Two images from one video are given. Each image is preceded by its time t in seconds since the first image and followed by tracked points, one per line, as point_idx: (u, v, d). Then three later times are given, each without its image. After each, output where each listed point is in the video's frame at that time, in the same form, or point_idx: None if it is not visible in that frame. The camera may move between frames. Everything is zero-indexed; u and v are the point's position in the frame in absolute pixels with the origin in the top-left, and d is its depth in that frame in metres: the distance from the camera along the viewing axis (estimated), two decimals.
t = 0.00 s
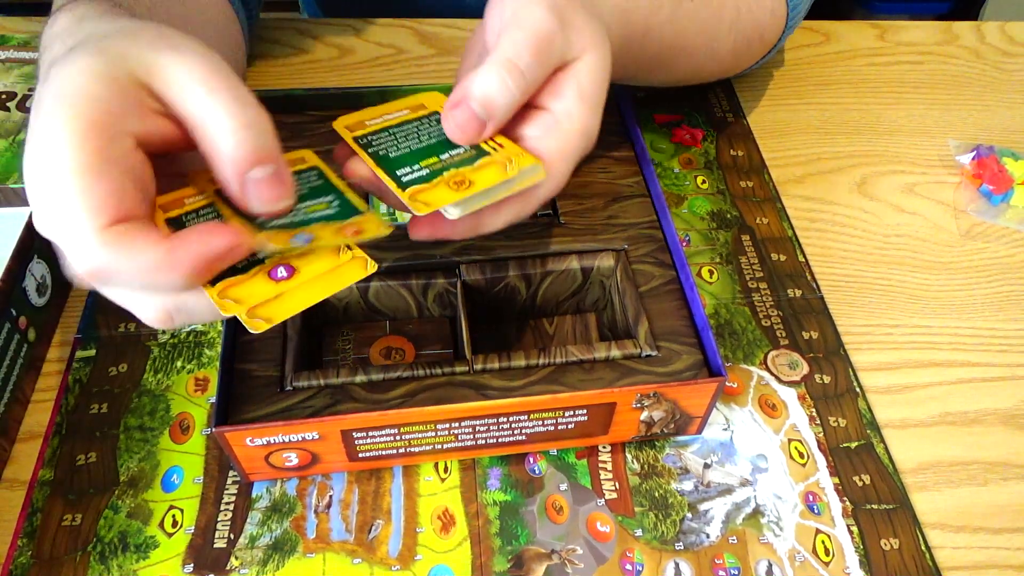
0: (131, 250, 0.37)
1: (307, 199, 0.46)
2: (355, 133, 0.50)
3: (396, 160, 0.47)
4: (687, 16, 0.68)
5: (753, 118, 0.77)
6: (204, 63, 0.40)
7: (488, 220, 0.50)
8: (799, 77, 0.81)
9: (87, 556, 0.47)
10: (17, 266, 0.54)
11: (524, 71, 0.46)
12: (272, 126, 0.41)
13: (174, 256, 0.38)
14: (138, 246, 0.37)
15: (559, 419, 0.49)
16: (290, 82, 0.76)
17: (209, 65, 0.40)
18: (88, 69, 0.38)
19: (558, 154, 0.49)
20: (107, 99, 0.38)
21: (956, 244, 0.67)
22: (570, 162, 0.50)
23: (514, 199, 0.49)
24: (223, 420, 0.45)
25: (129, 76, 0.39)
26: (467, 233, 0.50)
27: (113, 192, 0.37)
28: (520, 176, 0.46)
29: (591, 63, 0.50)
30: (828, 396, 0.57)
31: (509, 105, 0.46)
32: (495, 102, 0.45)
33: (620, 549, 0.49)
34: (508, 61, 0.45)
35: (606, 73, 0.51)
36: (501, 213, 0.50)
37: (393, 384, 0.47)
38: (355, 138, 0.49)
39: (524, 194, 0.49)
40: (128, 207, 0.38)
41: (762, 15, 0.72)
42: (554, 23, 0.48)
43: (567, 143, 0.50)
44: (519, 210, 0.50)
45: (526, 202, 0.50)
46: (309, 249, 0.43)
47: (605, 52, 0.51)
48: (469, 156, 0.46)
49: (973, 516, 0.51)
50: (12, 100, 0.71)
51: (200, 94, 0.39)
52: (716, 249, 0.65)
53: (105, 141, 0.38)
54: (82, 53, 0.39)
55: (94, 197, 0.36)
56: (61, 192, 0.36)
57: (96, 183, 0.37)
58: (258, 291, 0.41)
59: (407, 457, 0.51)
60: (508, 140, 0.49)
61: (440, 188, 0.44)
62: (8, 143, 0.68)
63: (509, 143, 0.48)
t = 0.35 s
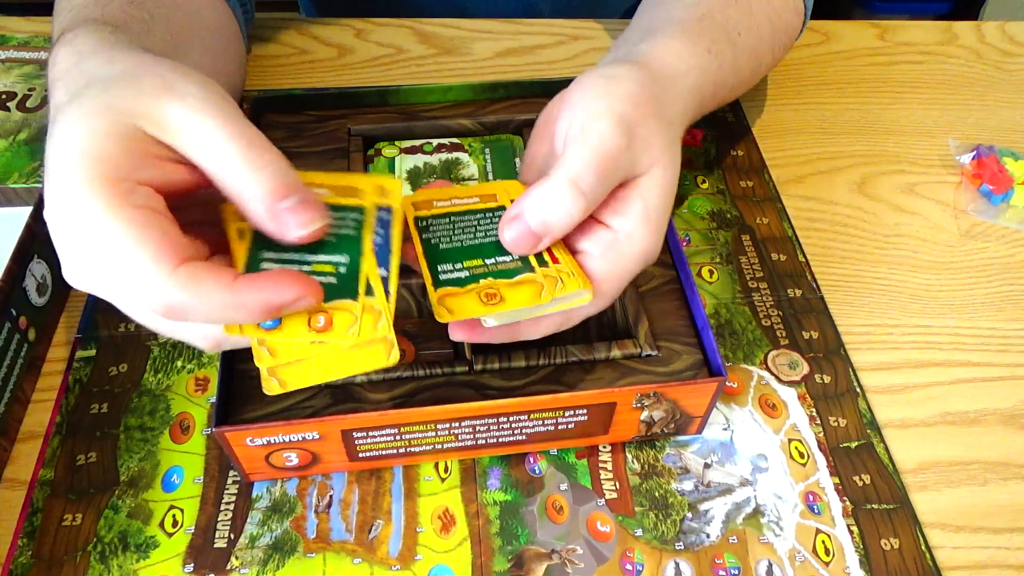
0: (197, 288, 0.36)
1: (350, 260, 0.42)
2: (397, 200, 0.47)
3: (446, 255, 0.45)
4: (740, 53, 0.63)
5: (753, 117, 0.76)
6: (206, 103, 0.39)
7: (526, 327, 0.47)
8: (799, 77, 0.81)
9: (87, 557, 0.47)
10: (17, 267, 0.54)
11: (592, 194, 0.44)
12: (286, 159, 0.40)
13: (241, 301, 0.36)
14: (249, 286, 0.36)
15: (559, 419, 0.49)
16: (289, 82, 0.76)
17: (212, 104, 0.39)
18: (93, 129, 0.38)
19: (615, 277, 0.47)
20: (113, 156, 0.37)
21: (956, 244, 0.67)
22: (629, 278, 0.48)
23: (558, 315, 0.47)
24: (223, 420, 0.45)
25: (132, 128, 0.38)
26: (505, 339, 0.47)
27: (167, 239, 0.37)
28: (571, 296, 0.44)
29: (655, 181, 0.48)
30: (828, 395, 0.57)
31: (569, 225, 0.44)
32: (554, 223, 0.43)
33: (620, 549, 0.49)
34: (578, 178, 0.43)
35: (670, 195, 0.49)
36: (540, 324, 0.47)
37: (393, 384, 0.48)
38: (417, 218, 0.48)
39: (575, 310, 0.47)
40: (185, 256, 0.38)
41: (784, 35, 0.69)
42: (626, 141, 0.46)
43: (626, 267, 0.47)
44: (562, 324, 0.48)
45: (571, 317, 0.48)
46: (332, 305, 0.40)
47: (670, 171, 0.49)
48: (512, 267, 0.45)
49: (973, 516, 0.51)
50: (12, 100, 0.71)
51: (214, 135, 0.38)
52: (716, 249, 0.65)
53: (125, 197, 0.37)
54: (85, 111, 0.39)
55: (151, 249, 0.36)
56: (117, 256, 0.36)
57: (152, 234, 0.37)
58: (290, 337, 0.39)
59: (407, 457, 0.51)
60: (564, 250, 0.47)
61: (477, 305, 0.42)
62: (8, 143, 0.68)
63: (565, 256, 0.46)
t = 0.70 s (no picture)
0: (274, 366, 0.42)
1: (413, 263, 0.44)
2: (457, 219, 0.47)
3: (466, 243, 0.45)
4: (745, 70, 0.63)
5: (752, 118, 0.76)
6: (283, 142, 0.43)
7: (532, 318, 0.46)
8: (799, 77, 0.81)
9: (87, 557, 0.47)
10: (18, 267, 0.53)
11: (547, 198, 0.44)
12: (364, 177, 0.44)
13: (304, 389, 0.42)
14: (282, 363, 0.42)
15: (559, 419, 0.49)
16: (289, 82, 0.76)
17: (288, 142, 0.43)
18: (186, 184, 0.42)
19: (626, 278, 0.46)
20: (205, 210, 0.42)
21: (956, 244, 0.68)
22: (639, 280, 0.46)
23: (569, 309, 0.45)
24: (223, 420, 0.45)
25: (217, 179, 0.43)
26: (511, 327, 0.46)
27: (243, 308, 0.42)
28: (579, 289, 0.43)
29: (642, 187, 0.47)
30: (828, 395, 0.57)
31: (529, 229, 0.44)
32: (507, 227, 0.43)
33: (620, 549, 0.49)
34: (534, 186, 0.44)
35: (665, 199, 0.48)
36: (545, 317, 0.46)
37: (393, 383, 0.48)
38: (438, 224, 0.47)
39: (582, 310, 0.46)
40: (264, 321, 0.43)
41: (787, 52, 0.70)
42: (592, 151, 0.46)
43: (633, 270, 0.46)
44: (573, 326, 0.47)
45: (582, 318, 0.46)
46: (395, 297, 0.41)
47: (660, 175, 0.48)
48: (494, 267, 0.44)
49: (973, 516, 0.51)
50: (12, 100, 0.71)
51: (299, 170, 0.42)
52: (716, 249, 0.65)
53: (219, 253, 0.42)
54: (167, 166, 0.42)
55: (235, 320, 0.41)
56: (209, 327, 0.42)
57: (235, 301, 0.42)
58: (347, 323, 0.40)
59: (407, 457, 0.51)
60: (570, 246, 0.46)
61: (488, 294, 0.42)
62: (8, 143, 0.68)
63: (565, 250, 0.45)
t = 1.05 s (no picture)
0: (229, 382, 0.39)
1: (373, 294, 0.44)
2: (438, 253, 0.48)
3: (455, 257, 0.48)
4: (750, 77, 0.63)
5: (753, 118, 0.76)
6: (267, 160, 0.41)
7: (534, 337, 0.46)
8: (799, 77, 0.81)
9: (87, 556, 0.47)
10: (18, 267, 0.53)
11: (568, 212, 0.43)
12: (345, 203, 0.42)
13: (265, 402, 0.40)
14: (233, 381, 0.39)
15: (559, 419, 0.49)
16: (289, 82, 0.76)
17: (271, 160, 0.41)
18: (159, 195, 0.40)
19: (625, 299, 0.46)
20: (181, 224, 0.40)
21: (956, 244, 0.68)
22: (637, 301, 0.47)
23: (567, 331, 0.46)
24: (223, 420, 0.45)
25: (196, 191, 0.40)
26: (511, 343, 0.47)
27: (202, 326, 0.39)
28: (571, 315, 0.44)
29: (648, 204, 0.46)
30: (828, 396, 0.57)
31: (546, 242, 0.44)
32: (533, 244, 0.43)
33: (620, 549, 0.49)
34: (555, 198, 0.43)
35: (673, 215, 0.47)
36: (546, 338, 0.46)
37: (393, 383, 0.47)
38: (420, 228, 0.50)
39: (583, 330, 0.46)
40: (228, 339, 0.40)
41: (793, 60, 0.70)
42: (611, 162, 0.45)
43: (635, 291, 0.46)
44: (574, 344, 0.47)
45: (584, 337, 0.47)
46: (349, 330, 0.41)
47: (668, 192, 0.47)
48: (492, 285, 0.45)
49: (973, 516, 0.51)
50: (12, 100, 0.71)
51: (276, 189, 0.40)
52: (716, 249, 0.65)
53: (189, 268, 0.40)
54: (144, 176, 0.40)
55: (195, 337, 0.39)
56: (169, 343, 0.39)
57: (196, 318, 0.39)
58: (293, 355, 0.40)
59: (407, 457, 0.51)
60: (565, 268, 0.47)
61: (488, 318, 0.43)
62: (8, 143, 0.68)
63: (562, 271, 0.47)
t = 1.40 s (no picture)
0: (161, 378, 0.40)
1: (320, 293, 0.44)
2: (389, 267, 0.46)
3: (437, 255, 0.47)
4: (749, 78, 0.63)
5: (753, 117, 0.76)
6: (208, 152, 0.41)
7: (537, 342, 0.47)
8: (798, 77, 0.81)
9: (87, 557, 0.47)
10: (17, 267, 0.53)
11: (598, 220, 0.43)
12: (289, 195, 0.41)
13: (199, 399, 0.40)
14: (165, 377, 0.40)
15: (559, 419, 0.49)
16: (289, 82, 0.76)
17: (211, 152, 0.41)
18: (97, 191, 0.40)
19: (631, 305, 0.46)
20: (115, 219, 0.41)
21: (956, 244, 0.68)
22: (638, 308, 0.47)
23: (568, 336, 0.46)
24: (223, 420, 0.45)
25: (131, 184, 0.41)
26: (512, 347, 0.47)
27: (136, 324, 0.40)
28: (576, 321, 0.44)
29: (662, 214, 0.47)
30: (828, 396, 0.57)
31: (573, 248, 0.43)
32: (556, 247, 0.43)
33: (620, 549, 0.49)
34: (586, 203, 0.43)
35: (680, 225, 0.48)
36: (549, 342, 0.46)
37: (393, 383, 0.47)
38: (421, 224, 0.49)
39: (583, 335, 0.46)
40: (161, 334, 0.41)
41: (793, 60, 0.70)
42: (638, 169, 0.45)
43: (639, 297, 0.46)
44: (574, 349, 0.47)
45: (583, 341, 0.47)
46: (285, 329, 0.41)
47: (681, 204, 0.48)
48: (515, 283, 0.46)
49: (973, 515, 0.51)
50: (12, 100, 0.71)
51: (214, 182, 0.40)
52: (716, 249, 0.65)
53: (122, 263, 0.40)
54: (81, 170, 0.41)
55: (125, 335, 0.39)
56: (104, 338, 0.40)
57: (125, 316, 0.40)
58: (226, 349, 0.40)
59: (407, 457, 0.51)
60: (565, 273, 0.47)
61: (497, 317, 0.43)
62: (8, 143, 0.68)
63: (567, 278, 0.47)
